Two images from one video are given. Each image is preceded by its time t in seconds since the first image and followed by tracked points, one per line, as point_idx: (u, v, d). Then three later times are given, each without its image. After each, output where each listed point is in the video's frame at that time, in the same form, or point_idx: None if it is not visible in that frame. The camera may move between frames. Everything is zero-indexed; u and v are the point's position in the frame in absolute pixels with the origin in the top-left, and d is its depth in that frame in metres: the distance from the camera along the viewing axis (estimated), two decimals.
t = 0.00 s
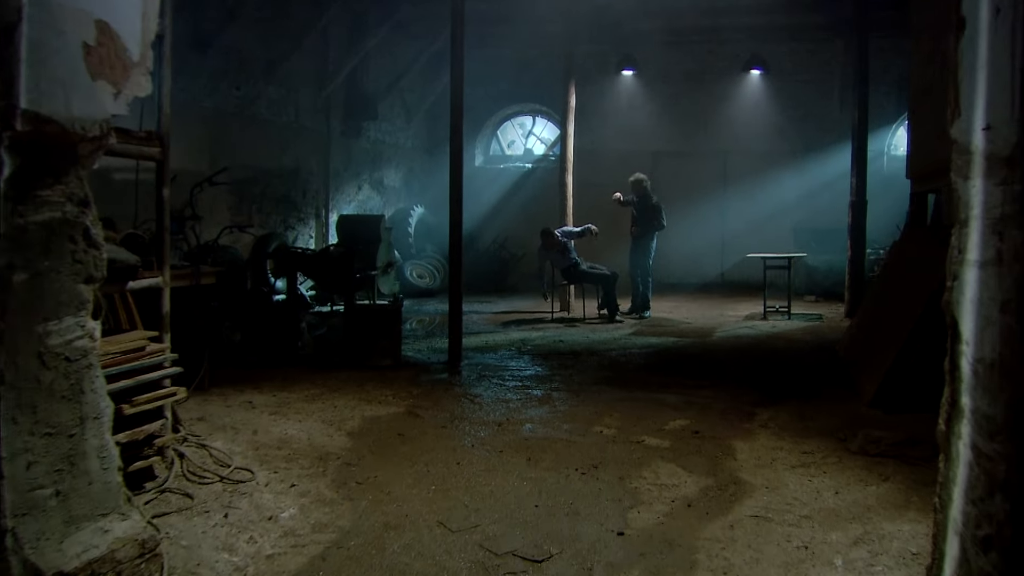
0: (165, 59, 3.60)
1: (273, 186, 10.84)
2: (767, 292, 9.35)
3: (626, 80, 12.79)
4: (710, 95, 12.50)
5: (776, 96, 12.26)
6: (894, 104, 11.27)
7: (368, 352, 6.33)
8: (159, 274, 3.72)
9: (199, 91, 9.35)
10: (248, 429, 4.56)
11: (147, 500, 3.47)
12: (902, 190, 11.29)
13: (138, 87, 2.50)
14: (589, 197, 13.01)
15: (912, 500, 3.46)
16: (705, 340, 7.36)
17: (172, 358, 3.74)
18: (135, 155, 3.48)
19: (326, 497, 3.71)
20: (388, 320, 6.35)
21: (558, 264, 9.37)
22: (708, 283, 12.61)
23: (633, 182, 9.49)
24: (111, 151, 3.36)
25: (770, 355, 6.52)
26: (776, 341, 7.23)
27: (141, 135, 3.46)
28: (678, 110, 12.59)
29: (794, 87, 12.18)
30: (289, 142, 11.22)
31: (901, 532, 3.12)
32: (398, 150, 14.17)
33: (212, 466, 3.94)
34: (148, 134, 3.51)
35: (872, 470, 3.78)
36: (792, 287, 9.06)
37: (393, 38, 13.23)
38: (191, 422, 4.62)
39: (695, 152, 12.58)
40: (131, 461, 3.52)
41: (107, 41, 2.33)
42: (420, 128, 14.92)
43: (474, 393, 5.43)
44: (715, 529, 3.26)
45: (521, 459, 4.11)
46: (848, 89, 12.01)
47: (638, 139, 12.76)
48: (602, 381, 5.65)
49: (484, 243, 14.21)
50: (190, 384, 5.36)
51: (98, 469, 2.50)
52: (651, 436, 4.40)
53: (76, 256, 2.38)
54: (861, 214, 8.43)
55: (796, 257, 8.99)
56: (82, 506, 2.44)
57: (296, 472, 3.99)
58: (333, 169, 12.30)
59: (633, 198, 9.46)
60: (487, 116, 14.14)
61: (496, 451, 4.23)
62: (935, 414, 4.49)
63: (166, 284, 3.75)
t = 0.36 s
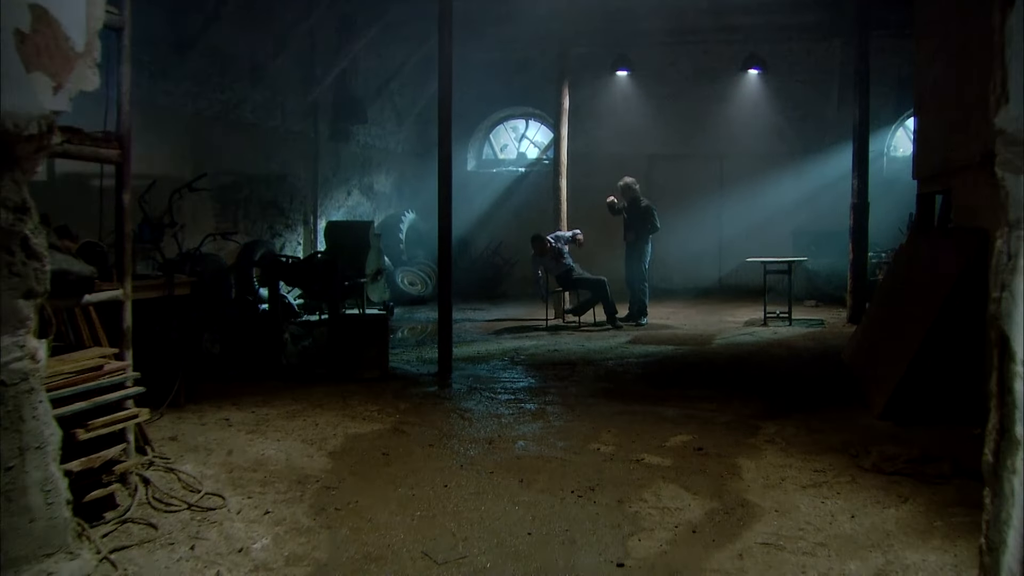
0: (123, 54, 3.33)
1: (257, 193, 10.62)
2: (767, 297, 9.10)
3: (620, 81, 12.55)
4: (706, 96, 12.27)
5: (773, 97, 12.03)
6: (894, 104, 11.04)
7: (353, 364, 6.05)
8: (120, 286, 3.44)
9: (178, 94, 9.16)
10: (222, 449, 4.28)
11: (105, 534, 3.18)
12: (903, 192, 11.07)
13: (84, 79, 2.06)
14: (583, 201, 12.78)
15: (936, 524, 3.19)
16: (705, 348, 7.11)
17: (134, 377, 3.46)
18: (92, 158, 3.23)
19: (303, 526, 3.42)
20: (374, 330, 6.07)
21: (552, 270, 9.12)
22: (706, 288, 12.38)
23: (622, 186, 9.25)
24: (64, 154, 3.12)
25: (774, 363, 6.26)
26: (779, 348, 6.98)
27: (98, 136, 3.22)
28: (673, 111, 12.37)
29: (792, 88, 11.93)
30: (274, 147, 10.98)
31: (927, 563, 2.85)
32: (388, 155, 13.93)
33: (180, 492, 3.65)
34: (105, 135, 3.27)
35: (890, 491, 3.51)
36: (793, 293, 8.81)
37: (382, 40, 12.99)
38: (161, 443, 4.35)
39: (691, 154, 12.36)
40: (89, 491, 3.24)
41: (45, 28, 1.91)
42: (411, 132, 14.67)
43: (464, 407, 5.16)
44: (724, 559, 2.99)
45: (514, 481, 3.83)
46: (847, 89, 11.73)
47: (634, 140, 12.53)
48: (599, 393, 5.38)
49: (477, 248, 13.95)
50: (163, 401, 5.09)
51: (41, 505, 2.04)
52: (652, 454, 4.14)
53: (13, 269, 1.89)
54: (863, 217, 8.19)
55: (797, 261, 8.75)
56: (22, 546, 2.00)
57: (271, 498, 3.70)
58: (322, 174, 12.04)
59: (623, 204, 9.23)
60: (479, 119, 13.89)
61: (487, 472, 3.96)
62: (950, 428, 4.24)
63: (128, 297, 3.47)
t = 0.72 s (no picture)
0: (77, 44, 3.09)
1: (240, 195, 10.35)
2: (764, 302, 8.89)
3: (613, 81, 12.34)
4: (699, 96, 12.07)
5: (768, 97, 11.84)
6: (891, 104, 10.87)
7: (335, 375, 5.78)
8: (73, 296, 3.18)
9: (155, 92, 8.86)
10: (190, 469, 4.00)
11: (53, 568, 2.91)
12: (901, 193, 10.90)
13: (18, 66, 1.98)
14: (574, 204, 12.55)
15: (959, 551, 2.95)
16: (702, 355, 6.88)
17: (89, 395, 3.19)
18: (42, 157, 2.98)
19: (273, 555, 3.14)
20: (357, 338, 5.81)
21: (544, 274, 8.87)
22: (700, 293, 12.16)
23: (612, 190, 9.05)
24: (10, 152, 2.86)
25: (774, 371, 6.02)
26: (778, 355, 6.75)
27: (48, 133, 2.97)
28: (666, 111, 12.16)
29: (787, 88, 11.74)
30: (256, 148, 10.68)
31: None
32: (376, 156, 13.66)
33: (141, 519, 3.37)
34: (58, 132, 3.02)
35: (906, 513, 3.27)
36: (790, 297, 8.60)
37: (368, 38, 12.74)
38: (126, 462, 4.07)
39: (684, 155, 12.15)
40: (37, 521, 2.97)
41: None
42: (399, 134, 14.41)
43: (451, 420, 4.91)
44: None
45: (503, 503, 3.57)
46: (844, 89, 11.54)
47: (626, 142, 12.31)
48: (593, 405, 5.14)
49: (467, 252, 13.69)
50: (132, 416, 4.81)
51: None
52: (650, 472, 3.89)
53: None
54: (862, 219, 7.98)
55: (794, 265, 8.54)
56: None
57: (241, 524, 3.42)
58: (306, 176, 11.76)
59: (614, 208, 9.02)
60: (468, 120, 13.65)
61: (474, 493, 3.69)
62: (965, 443, 4.01)
63: (82, 308, 3.21)
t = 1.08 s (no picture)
0: (22, 33, 2.93)
1: (223, 200, 10.11)
2: (762, 309, 8.65)
3: (605, 83, 12.12)
4: (693, 98, 11.87)
5: (763, 99, 11.65)
6: (888, 107, 10.71)
7: (317, 389, 5.51)
8: (19, 313, 3.00)
9: (133, 93, 8.59)
10: (156, 495, 3.72)
11: None
12: (899, 197, 10.72)
13: None
14: (566, 208, 12.31)
15: None
16: (699, 365, 6.64)
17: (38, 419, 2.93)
18: None
19: None
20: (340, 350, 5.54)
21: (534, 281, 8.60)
22: (694, 299, 11.93)
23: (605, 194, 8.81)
24: None
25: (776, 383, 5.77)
26: (777, 364, 6.52)
27: None
28: (660, 114, 11.94)
29: (782, 89, 11.56)
30: (239, 151, 10.41)
31: None
32: (364, 160, 13.40)
33: (97, 553, 3.09)
34: None
35: (929, 543, 3.02)
36: (789, 304, 8.37)
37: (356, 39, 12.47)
38: (87, 487, 3.78)
39: (678, 159, 11.94)
40: None
41: None
42: (388, 136, 14.15)
43: (438, 438, 4.64)
44: None
45: (492, 532, 3.30)
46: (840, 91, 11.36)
47: (619, 144, 12.08)
48: (589, 420, 4.88)
49: (456, 257, 13.43)
50: (98, 436, 4.53)
51: None
52: (650, 496, 3.63)
53: None
54: (863, 223, 7.76)
55: (793, 271, 8.31)
56: None
57: (208, 557, 3.14)
58: (291, 180, 11.50)
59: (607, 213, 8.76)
60: (458, 123, 13.40)
61: (462, 521, 3.42)
62: (984, 462, 3.77)
63: (29, 325, 3.04)
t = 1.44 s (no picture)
0: None
1: (204, 201, 9.82)
2: (759, 311, 8.41)
3: (596, 80, 11.87)
4: (687, 97, 11.64)
5: (758, 97, 11.44)
6: (885, 103, 10.54)
7: (295, 399, 5.23)
8: None
9: (108, 91, 8.30)
10: (114, 519, 3.43)
11: None
12: (897, 196, 10.52)
13: None
14: (558, 209, 12.06)
15: None
16: (696, 369, 6.39)
17: None
18: None
19: None
20: (319, 358, 5.26)
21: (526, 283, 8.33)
22: (688, 300, 11.69)
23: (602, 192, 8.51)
24: None
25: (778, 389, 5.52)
26: (777, 368, 6.28)
27: None
28: (653, 112, 11.71)
29: (777, 87, 11.35)
30: (221, 151, 10.12)
31: None
32: (351, 160, 13.11)
33: None
34: None
35: (953, 568, 2.76)
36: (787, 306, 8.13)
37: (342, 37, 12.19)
38: (40, 511, 3.49)
39: (672, 158, 11.71)
40: None
41: None
42: (376, 136, 13.86)
43: (422, 451, 4.37)
44: None
45: (477, 558, 3.03)
46: (836, 88, 11.16)
47: (611, 143, 11.84)
48: (582, 430, 4.61)
49: (446, 260, 13.16)
50: (58, 453, 4.24)
51: None
52: (649, 516, 3.36)
53: None
54: (863, 221, 7.54)
55: (791, 272, 8.07)
56: None
57: None
58: (275, 181, 11.21)
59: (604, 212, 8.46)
60: (447, 123, 13.13)
61: (445, 546, 3.15)
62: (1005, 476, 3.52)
63: None
